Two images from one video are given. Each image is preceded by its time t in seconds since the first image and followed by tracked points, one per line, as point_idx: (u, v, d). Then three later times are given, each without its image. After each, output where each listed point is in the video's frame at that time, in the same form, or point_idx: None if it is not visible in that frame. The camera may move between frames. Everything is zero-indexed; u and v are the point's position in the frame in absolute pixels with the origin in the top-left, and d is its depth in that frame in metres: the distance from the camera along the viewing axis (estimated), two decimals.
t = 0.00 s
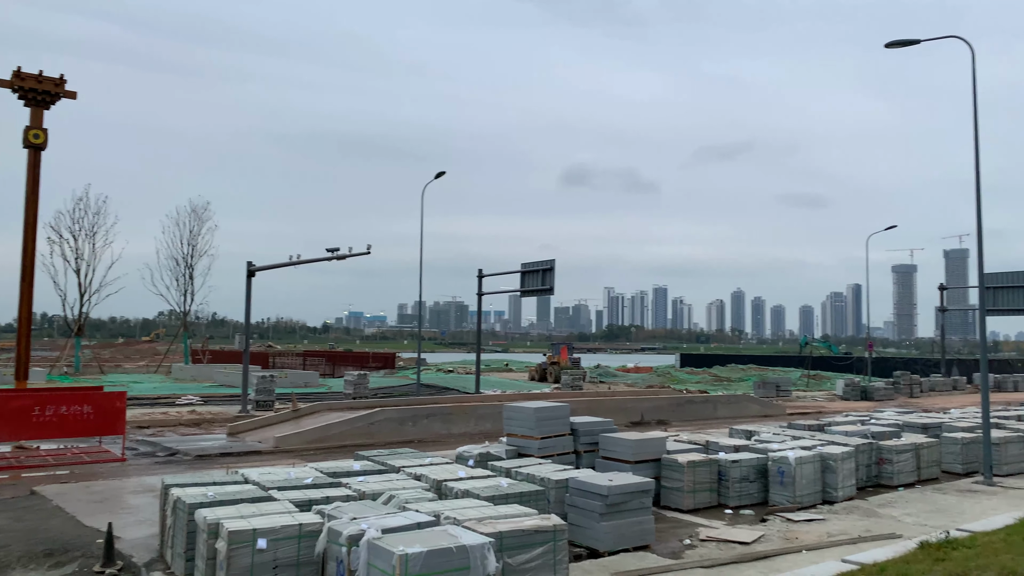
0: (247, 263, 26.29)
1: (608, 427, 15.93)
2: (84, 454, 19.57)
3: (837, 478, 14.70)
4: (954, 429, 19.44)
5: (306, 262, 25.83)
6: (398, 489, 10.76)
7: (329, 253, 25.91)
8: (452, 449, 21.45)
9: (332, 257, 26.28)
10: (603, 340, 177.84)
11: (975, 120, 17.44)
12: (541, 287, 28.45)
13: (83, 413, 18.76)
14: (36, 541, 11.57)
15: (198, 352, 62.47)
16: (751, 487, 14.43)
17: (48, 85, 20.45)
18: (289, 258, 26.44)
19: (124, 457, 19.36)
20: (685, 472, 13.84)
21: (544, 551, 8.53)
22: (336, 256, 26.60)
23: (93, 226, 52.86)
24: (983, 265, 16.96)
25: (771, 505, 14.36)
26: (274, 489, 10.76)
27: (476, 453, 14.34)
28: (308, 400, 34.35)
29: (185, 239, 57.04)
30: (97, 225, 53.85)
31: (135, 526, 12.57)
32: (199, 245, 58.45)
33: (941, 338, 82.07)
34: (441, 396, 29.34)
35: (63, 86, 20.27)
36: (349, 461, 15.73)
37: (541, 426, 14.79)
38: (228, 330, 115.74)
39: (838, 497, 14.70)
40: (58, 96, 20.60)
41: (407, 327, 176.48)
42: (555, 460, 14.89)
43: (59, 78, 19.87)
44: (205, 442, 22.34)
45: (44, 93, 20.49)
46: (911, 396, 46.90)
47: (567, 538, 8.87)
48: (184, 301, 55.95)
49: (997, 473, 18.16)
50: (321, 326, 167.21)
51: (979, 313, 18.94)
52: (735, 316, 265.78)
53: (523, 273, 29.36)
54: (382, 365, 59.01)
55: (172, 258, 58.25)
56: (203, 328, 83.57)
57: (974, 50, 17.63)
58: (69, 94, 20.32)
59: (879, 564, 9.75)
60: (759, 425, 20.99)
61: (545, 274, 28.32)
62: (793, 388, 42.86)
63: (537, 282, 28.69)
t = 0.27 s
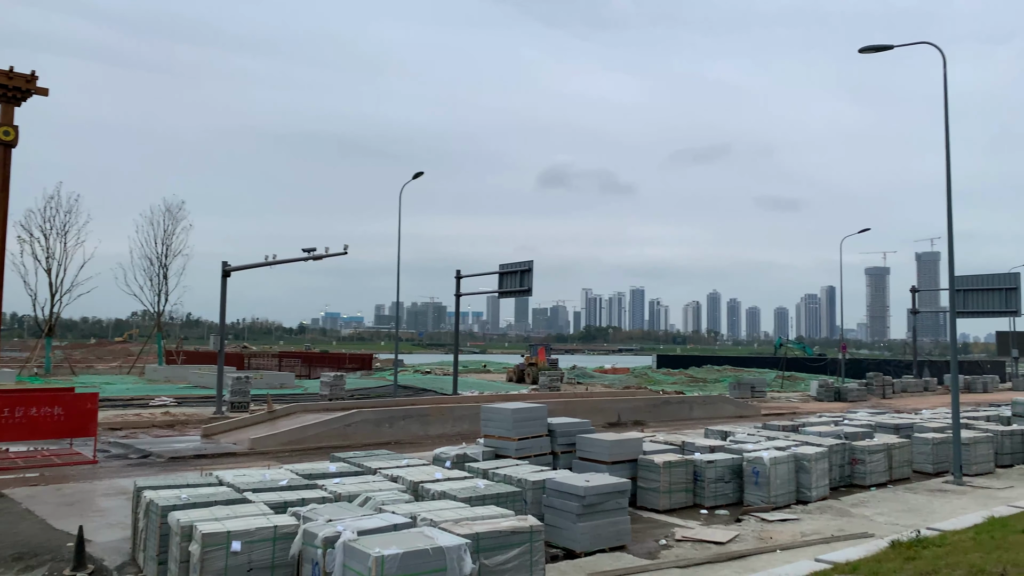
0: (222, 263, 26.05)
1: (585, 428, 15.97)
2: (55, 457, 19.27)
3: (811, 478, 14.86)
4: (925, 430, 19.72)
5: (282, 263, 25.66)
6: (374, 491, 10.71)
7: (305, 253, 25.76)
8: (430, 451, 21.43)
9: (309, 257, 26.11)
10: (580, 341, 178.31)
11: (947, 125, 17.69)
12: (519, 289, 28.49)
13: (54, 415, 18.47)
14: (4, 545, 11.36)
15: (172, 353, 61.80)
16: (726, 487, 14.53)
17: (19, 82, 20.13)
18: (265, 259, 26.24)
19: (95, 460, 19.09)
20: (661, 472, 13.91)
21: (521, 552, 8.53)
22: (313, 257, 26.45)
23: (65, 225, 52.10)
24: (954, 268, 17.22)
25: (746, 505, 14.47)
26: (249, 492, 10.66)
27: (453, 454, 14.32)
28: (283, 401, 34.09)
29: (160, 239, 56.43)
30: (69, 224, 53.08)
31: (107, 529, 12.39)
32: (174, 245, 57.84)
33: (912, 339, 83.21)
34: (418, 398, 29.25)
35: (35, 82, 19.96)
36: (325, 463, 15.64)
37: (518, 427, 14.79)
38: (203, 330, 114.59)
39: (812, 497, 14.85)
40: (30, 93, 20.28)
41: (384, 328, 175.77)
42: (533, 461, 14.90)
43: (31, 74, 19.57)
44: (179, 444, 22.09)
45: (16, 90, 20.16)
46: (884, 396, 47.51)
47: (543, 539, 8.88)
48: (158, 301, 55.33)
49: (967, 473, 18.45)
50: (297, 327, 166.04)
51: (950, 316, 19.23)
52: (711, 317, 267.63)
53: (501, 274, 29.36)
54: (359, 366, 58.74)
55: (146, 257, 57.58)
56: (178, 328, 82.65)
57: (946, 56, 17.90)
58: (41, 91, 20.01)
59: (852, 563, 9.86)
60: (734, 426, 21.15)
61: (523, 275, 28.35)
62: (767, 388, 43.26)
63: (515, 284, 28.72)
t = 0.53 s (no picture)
0: (201, 264, 25.83)
1: (566, 430, 15.99)
2: (30, 459, 19.00)
3: (790, 479, 14.97)
4: (902, 431, 19.95)
5: (262, 263, 25.49)
6: (354, 493, 10.66)
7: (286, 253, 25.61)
8: (411, 453, 21.35)
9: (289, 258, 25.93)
10: (561, 342, 178.62)
11: (925, 129, 17.90)
12: (501, 290, 28.48)
13: (28, 416, 18.22)
14: None
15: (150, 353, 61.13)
16: (706, 488, 14.61)
17: None
18: (245, 259, 26.05)
19: (71, 462, 18.84)
20: (642, 474, 13.96)
21: (502, 554, 8.52)
22: (293, 257, 26.29)
23: (41, 224, 51.48)
24: (931, 271, 17.42)
25: (725, 506, 14.55)
26: (228, 494, 10.57)
27: (434, 456, 14.29)
28: (263, 402, 33.87)
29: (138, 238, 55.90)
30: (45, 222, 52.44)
31: (83, 532, 12.24)
32: (152, 245, 57.31)
33: (890, 341, 84.10)
34: (399, 399, 29.16)
35: (12, 79, 19.69)
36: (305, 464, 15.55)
37: (499, 429, 14.79)
38: (181, 331, 113.57)
39: (790, 498, 14.96)
40: (7, 89, 20.01)
41: (365, 329, 175.10)
42: (514, 463, 14.91)
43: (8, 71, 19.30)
44: (157, 446, 21.87)
45: None
46: (862, 398, 47.97)
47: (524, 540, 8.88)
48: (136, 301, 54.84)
49: (943, 474, 18.69)
50: (277, 328, 164.96)
51: (927, 318, 19.47)
52: (691, 319, 269.05)
53: (483, 275, 29.35)
54: (339, 368, 58.47)
55: (123, 257, 56.99)
56: (156, 329, 81.86)
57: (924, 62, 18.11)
58: (19, 88, 19.74)
59: (830, 563, 9.95)
60: (714, 427, 21.27)
61: (505, 276, 28.36)
62: (747, 390, 43.58)
63: (497, 285, 28.72)
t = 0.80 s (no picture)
0: (181, 263, 25.62)
1: (547, 430, 16.02)
2: (5, 460, 18.75)
3: (770, 479, 15.08)
4: (880, 431, 20.15)
5: (243, 262, 25.33)
6: (335, 494, 10.61)
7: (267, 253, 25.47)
8: (392, 453, 21.28)
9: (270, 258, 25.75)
10: (544, 343, 178.79)
11: (902, 133, 18.11)
12: (483, 291, 28.47)
13: (4, 417, 17.99)
14: None
15: (128, 354, 60.48)
16: (686, 488, 14.68)
17: None
18: (226, 258, 25.87)
19: (47, 463, 18.62)
20: (623, 474, 14.01)
21: (483, 554, 8.53)
22: (274, 257, 26.15)
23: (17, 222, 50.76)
24: (908, 273, 17.63)
25: (705, 506, 14.62)
26: (207, 495, 10.49)
27: (415, 457, 14.26)
28: (243, 403, 33.63)
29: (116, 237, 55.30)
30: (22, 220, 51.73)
31: (59, 534, 12.09)
32: (131, 244, 56.70)
33: (868, 342, 84.98)
34: (381, 400, 29.08)
35: None
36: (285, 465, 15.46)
37: (481, 430, 14.78)
38: (161, 331, 112.49)
39: (769, 498, 15.07)
40: None
41: (347, 330, 174.35)
42: (495, 463, 14.91)
43: None
44: (135, 447, 21.66)
45: None
46: (841, 399, 48.40)
47: (507, 540, 8.89)
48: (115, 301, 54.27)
49: (919, 474, 18.91)
50: (258, 328, 163.88)
51: (905, 320, 19.70)
52: (673, 320, 270.26)
53: (465, 276, 29.33)
54: (320, 368, 58.16)
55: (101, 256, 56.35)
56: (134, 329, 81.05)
57: (902, 67, 18.33)
58: None
59: (809, 563, 10.03)
60: (694, 428, 21.38)
61: (488, 277, 28.37)
62: (727, 391, 43.86)
63: (480, 286, 28.72)
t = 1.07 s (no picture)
0: (155, 261, 25.33)
1: (525, 430, 16.03)
2: None
3: (744, 478, 15.20)
4: (853, 431, 20.38)
5: (218, 261, 25.11)
6: (311, 494, 10.55)
7: (243, 252, 25.27)
8: (369, 453, 21.18)
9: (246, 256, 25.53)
10: (522, 343, 178.93)
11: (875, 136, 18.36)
12: (461, 290, 28.44)
13: None
14: None
15: (101, 353, 59.68)
16: (662, 487, 14.76)
17: None
18: (200, 257, 25.61)
19: (18, 464, 18.33)
20: (599, 473, 14.06)
21: (460, 554, 8.52)
22: (250, 255, 25.93)
23: None
24: (881, 274, 17.86)
25: (681, 505, 14.72)
26: (181, 496, 10.39)
27: (392, 457, 14.22)
28: (218, 403, 33.31)
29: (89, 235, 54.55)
30: None
31: (29, 536, 11.91)
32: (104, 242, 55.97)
33: (841, 342, 85.98)
34: (357, 400, 28.94)
35: None
36: (261, 465, 15.33)
37: (459, 429, 14.76)
38: (134, 331, 111.08)
39: (744, 497, 15.18)
40: None
41: (324, 329, 173.32)
42: (473, 463, 14.90)
43: None
44: (108, 447, 21.38)
45: None
46: (815, 398, 48.89)
47: (482, 540, 8.89)
48: (87, 299, 53.52)
49: (891, 472, 19.15)
50: (234, 327, 162.36)
51: (877, 321, 19.95)
52: (650, 320, 271.52)
53: (443, 276, 29.27)
54: (296, 368, 57.77)
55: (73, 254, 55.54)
56: (107, 328, 80.00)
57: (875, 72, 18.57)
58: None
59: (782, 560, 10.13)
60: (671, 427, 21.50)
61: (466, 277, 28.33)
62: (703, 390, 44.16)
63: (458, 285, 28.68)
